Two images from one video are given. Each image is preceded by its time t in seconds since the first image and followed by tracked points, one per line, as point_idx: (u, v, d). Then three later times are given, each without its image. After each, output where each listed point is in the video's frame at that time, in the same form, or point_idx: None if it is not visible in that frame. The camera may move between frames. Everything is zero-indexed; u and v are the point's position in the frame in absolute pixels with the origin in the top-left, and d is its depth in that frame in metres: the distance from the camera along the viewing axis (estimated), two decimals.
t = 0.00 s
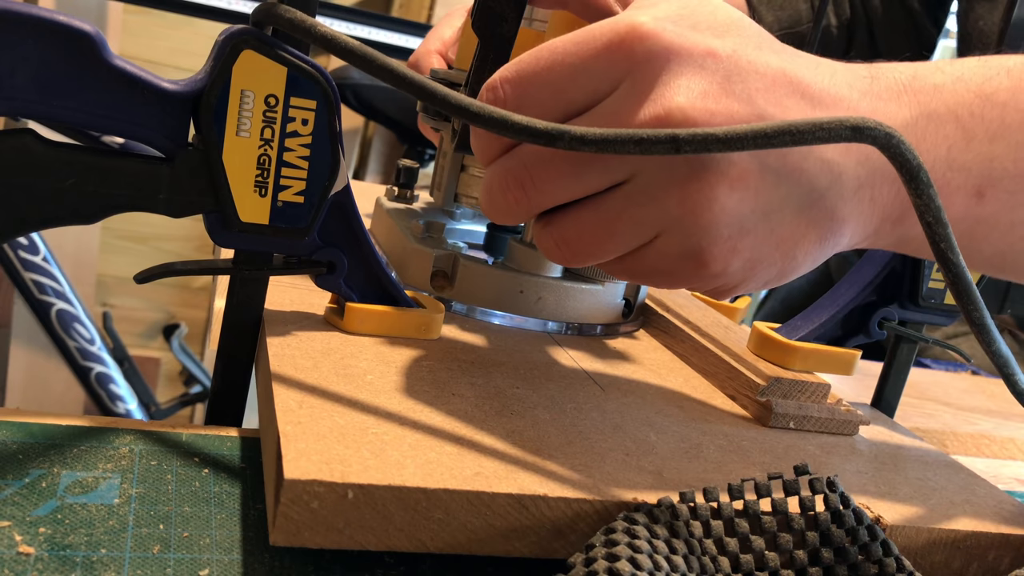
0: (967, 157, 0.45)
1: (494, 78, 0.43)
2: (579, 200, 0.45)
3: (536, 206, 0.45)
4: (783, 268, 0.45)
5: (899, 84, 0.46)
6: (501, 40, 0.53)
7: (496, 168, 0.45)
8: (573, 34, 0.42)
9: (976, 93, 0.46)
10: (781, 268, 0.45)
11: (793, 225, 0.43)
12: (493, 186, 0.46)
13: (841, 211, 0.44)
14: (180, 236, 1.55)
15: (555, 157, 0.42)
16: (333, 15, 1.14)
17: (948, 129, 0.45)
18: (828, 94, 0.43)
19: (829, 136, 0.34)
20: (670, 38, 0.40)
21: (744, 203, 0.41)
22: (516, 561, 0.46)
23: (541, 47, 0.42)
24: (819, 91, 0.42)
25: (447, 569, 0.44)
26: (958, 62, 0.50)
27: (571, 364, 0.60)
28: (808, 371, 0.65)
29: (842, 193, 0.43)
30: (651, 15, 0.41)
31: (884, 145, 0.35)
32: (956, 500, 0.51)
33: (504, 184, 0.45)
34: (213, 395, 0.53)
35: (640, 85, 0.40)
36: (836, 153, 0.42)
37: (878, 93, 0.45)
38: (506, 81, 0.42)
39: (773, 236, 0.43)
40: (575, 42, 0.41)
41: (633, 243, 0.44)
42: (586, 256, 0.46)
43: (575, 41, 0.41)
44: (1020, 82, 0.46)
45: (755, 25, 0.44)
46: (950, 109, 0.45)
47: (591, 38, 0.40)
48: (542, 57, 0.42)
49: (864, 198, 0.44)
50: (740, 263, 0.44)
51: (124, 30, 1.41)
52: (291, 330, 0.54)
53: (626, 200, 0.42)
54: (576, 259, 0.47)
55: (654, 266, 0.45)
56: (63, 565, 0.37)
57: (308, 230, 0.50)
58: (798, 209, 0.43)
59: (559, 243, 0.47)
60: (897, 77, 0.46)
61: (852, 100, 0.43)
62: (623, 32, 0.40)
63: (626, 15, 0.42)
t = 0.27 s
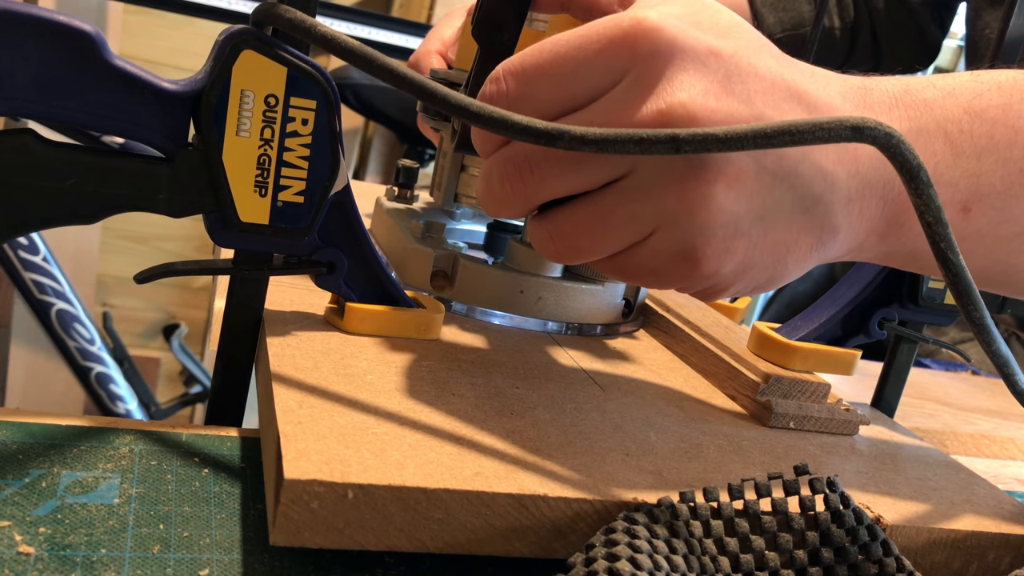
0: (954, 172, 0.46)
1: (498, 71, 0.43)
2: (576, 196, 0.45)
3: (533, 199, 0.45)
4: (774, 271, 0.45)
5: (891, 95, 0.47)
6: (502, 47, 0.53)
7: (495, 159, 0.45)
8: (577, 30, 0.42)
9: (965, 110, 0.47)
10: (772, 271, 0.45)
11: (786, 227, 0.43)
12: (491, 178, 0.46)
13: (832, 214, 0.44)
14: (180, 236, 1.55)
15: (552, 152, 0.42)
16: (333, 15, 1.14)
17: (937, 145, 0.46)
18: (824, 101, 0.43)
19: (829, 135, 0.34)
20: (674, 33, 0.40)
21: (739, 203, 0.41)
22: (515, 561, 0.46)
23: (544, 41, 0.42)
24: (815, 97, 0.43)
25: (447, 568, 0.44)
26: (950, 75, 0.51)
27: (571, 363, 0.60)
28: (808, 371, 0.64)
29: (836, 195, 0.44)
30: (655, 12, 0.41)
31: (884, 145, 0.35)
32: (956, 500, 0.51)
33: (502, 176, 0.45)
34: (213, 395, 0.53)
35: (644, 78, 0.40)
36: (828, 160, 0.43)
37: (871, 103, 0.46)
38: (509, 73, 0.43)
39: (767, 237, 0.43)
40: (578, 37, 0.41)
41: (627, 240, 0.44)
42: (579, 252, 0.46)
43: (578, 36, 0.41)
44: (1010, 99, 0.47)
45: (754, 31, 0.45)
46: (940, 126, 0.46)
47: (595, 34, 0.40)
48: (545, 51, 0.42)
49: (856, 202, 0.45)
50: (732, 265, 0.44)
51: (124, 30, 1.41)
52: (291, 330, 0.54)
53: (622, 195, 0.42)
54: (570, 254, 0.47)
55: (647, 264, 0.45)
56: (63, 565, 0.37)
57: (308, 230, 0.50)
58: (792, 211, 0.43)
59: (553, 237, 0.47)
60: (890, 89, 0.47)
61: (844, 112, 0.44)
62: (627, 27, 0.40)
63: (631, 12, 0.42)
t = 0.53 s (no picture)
0: (952, 177, 0.46)
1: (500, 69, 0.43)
2: (576, 194, 0.45)
3: (533, 195, 0.45)
4: (771, 273, 0.45)
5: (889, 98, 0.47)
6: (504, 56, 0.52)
7: (495, 156, 0.45)
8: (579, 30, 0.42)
9: (962, 114, 0.47)
10: (770, 272, 0.45)
11: (785, 228, 0.44)
12: (491, 175, 0.46)
13: (831, 215, 0.44)
14: (180, 236, 1.55)
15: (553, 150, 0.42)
16: (333, 15, 1.14)
17: (935, 149, 0.46)
18: (823, 103, 0.43)
19: (829, 135, 0.34)
20: (677, 32, 0.40)
21: (739, 204, 0.41)
22: (515, 561, 0.46)
23: (547, 40, 0.42)
24: (814, 99, 0.43)
25: (447, 568, 0.44)
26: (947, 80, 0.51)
27: (570, 363, 0.60)
28: (808, 371, 0.64)
29: (835, 196, 0.44)
30: (658, 12, 0.41)
31: (884, 145, 0.35)
32: (956, 500, 0.51)
33: (502, 172, 0.45)
34: (213, 395, 0.53)
35: (647, 77, 0.40)
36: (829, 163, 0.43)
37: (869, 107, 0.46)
38: (511, 71, 0.43)
39: (766, 238, 0.43)
40: (581, 36, 0.41)
41: (626, 239, 0.44)
42: (578, 251, 0.46)
43: (580, 34, 0.41)
44: (1007, 103, 0.47)
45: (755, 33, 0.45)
46: (937, 130, 0.46)
47: (597, 34, 0.40)
48: (547, 49, 0.42)
49: (855, 203, 0.45)
50: (730, 265, 0.44)
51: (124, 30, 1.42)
52: (291, 330, 0.54)
53: (622, 194, 0.42)
54: (569, 253, 0.47)
55: (646, 264, 0.45)
56: (63, 565, 0.37)
57: (307, 230, 0.50)
58: (791, 212, 0.43)
59: (552, 236, 0.47)
60: (888, 93, 0.47)
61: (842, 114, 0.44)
62: (630, 26, 0.40)
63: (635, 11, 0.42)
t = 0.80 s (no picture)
0: (951, 178, 0.46)
1: (500, 69, 0.43)
2: (576, 194, 0.45)
3: (533, 195, 0.45)
4: (771, 274, 0.45)
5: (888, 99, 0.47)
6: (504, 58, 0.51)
7: (495, 155, 0.45)
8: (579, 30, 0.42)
9: (962, 115, 0.47)
10: (769, 272, 0.45)
11: (784, 230, 0.44)
12: (491, 175, 0.46)
13: (831, 216, 0.44)
14: (180, 236, 1.55)
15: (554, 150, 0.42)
16: (333, 14, 1.14)
17: (934, 150, 0.46)
18: (823, 104, 0.43)
19: (829, 135, 0.34)
20: (678, 32, 0.40)
21: (739, 204, 0.41)
22: (515, 561, 0.46)
23: (548, 40, 0.42)
24: (815, 100, 0.43)
25: (447, 568, 0.44)
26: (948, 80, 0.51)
27: (571, 363, 0.60)
28: (808, 371, 0.64)
29: (835, 197, 0.44)
30: (658, 13, 0.41)
31: (884, 145, 0.35)
32: (956, 500, 0.51)
33: (502, 171, 0.45)
34: (213, 395, 0.53)
35: (647, 78, 0.40)
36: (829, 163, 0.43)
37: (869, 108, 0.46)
38: (512, 71, 0.43)
39: (765, 239, 0.43)
40: (581, 36, 0.41)
41: (626, 239, 0.44)
42: (577, 251, 0.46)
43: (581, 34, 0.41)
44: (1006, 103, 0.47)
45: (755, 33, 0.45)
46: (937, 131, 0.46)
47: (598, 35, 0.40)
48: (548, 49, 0.42)
49: (855, 204, 0.45)
50: (730, 266, 0.44)
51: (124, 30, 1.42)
52: (291, 330, 0.54)
53: (622, 194, 0.42)
54: (568, 254, 0.47)
55: (645, 265, 0.45)
56: (63, 565, 0.37)
57: (308, 230, 0.50)
58: (791, 213, 0.43)
59: (552, 236, 0.47)
60: (888, 93, 0.47)
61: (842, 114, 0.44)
62: (630, 26, 0.40)
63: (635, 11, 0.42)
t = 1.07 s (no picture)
0: (950, 181, 0.46)
1: (499, 72, 0.43)
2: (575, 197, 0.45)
3: (532, 197, 0.45)
4: (770, 277, 0.45)
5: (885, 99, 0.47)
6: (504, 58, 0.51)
7: (495, 158, 0.45)
8: (578, 33, 0.43)
9: (962, 118, 0.47)
10: (769, 275, 0.45)
11: (783, 233, 0.44)
12: (490, 178, 0.46)
13: (830, 219, 0.44)
14: (180, 236, 1.55)
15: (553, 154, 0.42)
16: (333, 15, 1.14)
17: (934, 153, 0.46)
18: (822, 107, 0.43)
19: (828, 135, 0.34)
20: (677, 35, 0.40)
21: (738, 207, 0.41)
22: (515, 561, 0.46)
23: (547, 43, 0.42)
24: (813, 103, 0.43)
25: (447, 568, 0.44)
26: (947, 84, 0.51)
27: (571, 363, 0.60)
28: (808, 371, 0.65)
29: (835, 200, 0.44)
30: (657, 15, 0.41)
31: (884, 145, 0.35)
32: (956, 500, 0.51)
33: (502, 175, 0.45)
34: (213, 395, 0.53)
35: (646, 81, 0.40)
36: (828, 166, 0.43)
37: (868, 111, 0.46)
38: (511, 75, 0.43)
39: (765, 242, 0.43)
40: (580, 40, 0.41)
41: (624, 242, 0.44)
42: (577, 254, 0.46)
43: (580, 38, 0.41)
44: (1005, 105, 0.47)
45: (756, 36, 0.45)
46: (936, 134, 0.46)
47: (597, 38, 0.41)
48: (547, 53, 0.42)
49: (854, 206, 0.45)
50: (729, 269, 0.44)
51: (124, 30, 1.42)
52: (291, 330, 0.54)
53: (621, 197, 0.42)
54: (567, 257, 0.47)
55: (644, 268, 0.45)
56: (63, 565, 0.37)
57: (308, 230, 0.50)
58: (790, 216, 0.43)
59: (551, 239, 0.47)
60: (887, 96, 0.47)
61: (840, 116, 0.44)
62: (630, 30, 0.40)
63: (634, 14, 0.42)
